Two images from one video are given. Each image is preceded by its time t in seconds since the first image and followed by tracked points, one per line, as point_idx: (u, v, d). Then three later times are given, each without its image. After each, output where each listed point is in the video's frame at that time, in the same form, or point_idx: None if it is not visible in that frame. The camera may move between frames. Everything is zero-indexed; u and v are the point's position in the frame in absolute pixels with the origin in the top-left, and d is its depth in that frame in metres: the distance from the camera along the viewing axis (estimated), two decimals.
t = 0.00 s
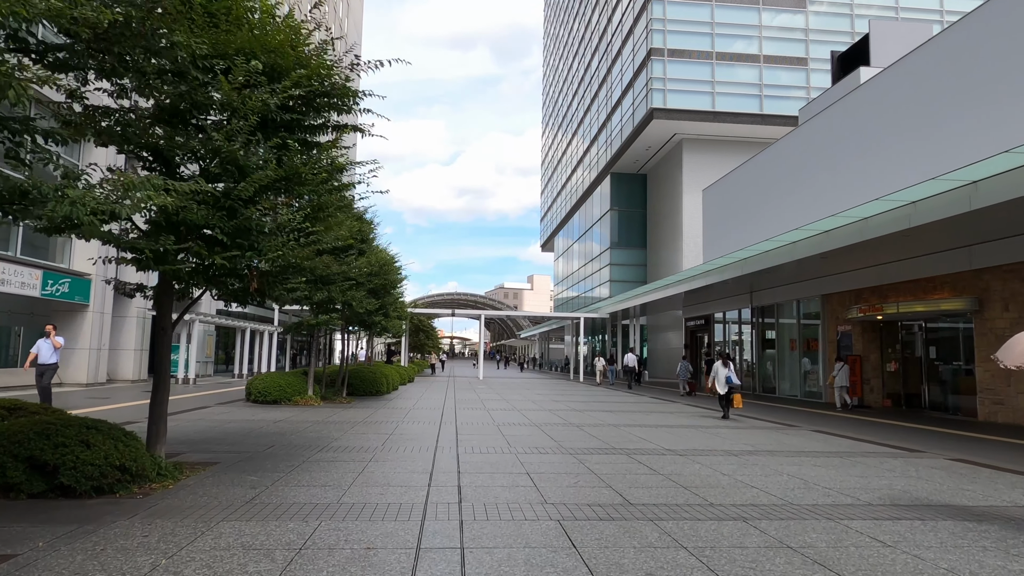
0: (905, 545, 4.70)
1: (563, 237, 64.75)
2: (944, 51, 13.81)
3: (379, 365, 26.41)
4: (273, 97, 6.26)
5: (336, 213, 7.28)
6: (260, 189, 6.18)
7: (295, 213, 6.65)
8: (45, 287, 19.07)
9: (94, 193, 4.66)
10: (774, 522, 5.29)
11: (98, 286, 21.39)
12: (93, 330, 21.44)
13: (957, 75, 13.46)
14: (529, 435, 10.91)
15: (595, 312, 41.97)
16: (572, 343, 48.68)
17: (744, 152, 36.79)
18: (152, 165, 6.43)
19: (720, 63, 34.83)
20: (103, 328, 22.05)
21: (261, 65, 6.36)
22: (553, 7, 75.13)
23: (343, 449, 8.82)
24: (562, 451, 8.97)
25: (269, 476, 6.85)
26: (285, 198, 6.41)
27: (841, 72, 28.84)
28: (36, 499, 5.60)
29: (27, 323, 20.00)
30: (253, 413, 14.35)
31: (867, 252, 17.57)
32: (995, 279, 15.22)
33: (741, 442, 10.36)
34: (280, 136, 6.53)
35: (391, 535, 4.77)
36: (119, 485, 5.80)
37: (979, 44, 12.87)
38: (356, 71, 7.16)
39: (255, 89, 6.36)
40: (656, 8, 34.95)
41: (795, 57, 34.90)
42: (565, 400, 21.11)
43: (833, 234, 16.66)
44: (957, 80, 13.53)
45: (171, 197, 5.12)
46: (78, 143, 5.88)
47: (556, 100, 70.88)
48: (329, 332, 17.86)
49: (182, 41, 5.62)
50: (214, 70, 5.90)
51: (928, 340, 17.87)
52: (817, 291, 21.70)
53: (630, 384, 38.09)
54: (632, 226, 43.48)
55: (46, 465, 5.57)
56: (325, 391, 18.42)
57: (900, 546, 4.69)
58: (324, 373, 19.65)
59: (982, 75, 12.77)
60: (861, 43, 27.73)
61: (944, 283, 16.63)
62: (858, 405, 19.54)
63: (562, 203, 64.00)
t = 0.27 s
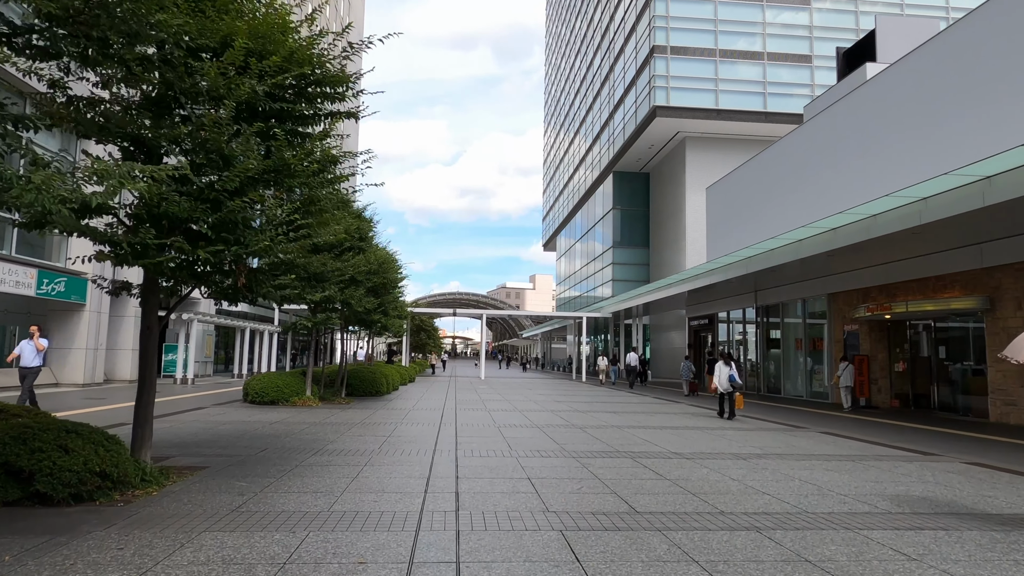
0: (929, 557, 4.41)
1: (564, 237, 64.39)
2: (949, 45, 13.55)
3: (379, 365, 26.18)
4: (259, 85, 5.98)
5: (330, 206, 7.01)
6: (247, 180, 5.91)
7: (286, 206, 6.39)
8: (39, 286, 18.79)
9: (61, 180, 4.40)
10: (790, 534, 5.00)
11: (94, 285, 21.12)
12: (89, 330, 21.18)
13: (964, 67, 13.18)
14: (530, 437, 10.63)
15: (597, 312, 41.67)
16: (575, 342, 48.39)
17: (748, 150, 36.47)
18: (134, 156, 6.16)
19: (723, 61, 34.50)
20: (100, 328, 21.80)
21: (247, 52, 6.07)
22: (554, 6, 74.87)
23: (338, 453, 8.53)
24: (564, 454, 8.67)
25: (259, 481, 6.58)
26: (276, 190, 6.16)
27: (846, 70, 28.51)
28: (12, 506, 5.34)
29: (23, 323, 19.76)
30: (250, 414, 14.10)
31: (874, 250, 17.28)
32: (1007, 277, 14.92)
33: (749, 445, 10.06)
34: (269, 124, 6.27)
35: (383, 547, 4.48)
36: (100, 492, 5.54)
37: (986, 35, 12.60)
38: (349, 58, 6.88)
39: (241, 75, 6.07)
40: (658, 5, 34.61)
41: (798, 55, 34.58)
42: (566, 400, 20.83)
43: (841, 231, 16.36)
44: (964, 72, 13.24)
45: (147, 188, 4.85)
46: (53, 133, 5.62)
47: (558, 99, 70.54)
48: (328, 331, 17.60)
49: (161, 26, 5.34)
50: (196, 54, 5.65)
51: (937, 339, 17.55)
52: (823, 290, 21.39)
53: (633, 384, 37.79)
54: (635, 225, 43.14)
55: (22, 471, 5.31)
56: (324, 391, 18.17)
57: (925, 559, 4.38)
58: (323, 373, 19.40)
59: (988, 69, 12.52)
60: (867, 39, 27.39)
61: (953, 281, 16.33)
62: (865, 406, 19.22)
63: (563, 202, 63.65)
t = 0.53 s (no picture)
0: (969, 572, 4.09)
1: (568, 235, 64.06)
2: (965, 35, 13.12)
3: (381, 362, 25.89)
4: (249, 69, 5.63)
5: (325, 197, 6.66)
6: (234, 166, 5.59)
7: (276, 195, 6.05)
8: (36, 283, 18.54)
9: (27, 162, 4.11)
10: (814, 544, 4.67)
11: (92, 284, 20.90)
12: (88, 327, 20.93)
13: (979, 56, 12.78)
14: (535, 437, 10.31)
15: (601, 310, 41.33)
16: (579, 340, 48.06)
17: (754, 147, 36.07)
18: (118, 142, 5.85)
19: (729, 56, 34.09)
20: (98, 326, 21.53)
21: (236, 32, 5.71)
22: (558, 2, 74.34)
23: (335, 454, 8.21)
24: (570, 456, 8.34)
25: (250, 485, 6.26)
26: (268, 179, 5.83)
27: (855, 65, 28.11)
28: None
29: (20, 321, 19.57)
30: (248, 413, 13.83)
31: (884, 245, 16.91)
32: None
33: (762, 447, 9.71)
34: (260, 109, 5.93)
35: (379, 558, 4.17)
36: (81, 497, 5.24)
37: (1003, 23, 12.20)
38: (346, 41, 6.51)
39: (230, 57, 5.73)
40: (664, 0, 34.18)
41: (805, 50, 34.17)
42: (571, 400, 20.53)
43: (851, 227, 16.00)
44: (979, 63, 12.84)
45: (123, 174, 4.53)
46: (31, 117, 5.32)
47: (562, 96, 70.09)
48: (328, 329, 17.33)
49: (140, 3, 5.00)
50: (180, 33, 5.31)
51: (951, 338, 17.18)
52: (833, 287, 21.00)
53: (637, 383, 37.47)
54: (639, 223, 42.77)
55: None
56: (324, 390, 17.89)
57: (964, 574, 4.06)
58: (324, 371, 19.12)
59: (1005, 60, 12.10)
60: (876, 34, 26.98)
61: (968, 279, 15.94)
62: (876, 405, 18.84)
63: (567, 200, 63.31)
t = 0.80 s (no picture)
0: None
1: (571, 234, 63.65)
2: (978, 27, 12.71)
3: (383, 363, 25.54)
4: (236, 53, 5.28)
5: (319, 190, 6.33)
6: (220, 156, 5.26)
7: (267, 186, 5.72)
8: (32, 283, 18.26)
9: None
10: (840, 563, 4.32)
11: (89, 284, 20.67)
12: (86, 327, 20.64)
13: (991, 48, 12.40)
14: (539, 441, 9.96)
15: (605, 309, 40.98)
16: (582, 340, 47.71)
17: (759, 145, 35.66)
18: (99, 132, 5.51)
19: (734, 54, 33.69)
20: (96, 326, 21.24)
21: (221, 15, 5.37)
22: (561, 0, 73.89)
23: (331, 460, 7.87)
24: (575, 461, 8.00)
25: (239, 495, 5.93)
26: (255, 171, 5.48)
27: (862, 61, 27.69)
28: None
29: (16, 322, 19.33)
30: (245, 415, 13.54)
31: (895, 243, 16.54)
32: None
33: (774, 451, 9.36)
34: (247, 96, 5.58)
35: None
36: (58, 509, 4.96)
37: (1017, 15, 11.80)
38: (340, 26, 6.15)
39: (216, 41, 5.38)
40: None
41: (811, 47, 33.74)
42: (575, 401, 20.18)
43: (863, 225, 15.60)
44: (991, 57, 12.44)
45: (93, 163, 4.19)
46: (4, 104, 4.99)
47: (565, 94, 69.65)
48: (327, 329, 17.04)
49: None
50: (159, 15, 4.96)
51: (964, 338, 16.80)
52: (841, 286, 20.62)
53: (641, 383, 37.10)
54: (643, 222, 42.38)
55: None
56: (325, 391, 17.57)
57: None
58: (324, 372, 18.79)
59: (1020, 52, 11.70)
60: (883, 29, 26.56)
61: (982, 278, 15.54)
62: (886, 407, 18.46)
63: (570, 199, 62.91)
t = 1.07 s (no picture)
0: None
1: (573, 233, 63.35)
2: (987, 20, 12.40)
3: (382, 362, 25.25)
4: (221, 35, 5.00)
5: (312, 180, 6.06)
6: (204, 143, 4.97)
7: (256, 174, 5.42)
8: (26, 282, 18.00)
9: None
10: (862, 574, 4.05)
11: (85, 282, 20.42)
12: (82, 327, 20.39)
13: (1001, 39, 12.10)
14: (541, 443, 9.67)
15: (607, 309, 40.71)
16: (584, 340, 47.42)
17: (762, 143, 35.35)
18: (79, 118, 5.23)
19: (737, 51, 33.40)
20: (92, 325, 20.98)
21: None
22: None
23: (325, 462, 7.60)
24: (578, 464, 7.72)
25: (227, 499, 5.66)
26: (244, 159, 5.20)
27: (867, 58, 27.38)
28: None
29: (11, 321, 19.08)
30: (241, 415, 13.27)
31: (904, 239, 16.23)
32: None
33: (783, 453, 9.08)
34: (234, 81, 5.31)
35: None
36: (33, 514, 4.72)
37: None
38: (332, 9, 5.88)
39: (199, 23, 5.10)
40: None
41: (815, 45, 33.44)
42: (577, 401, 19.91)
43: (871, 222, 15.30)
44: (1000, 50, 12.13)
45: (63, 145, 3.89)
46: None
47: (567, 93, 69.37)
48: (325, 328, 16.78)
49: None
50: None
51: (973, 338, 16.51)
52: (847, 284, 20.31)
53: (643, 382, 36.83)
54: (645, 221, 42.07)
55: None
56: (323, 391, 17.30)
57: None
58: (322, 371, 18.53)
59: None
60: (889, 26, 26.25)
61: (993, 275, 15.23)
62: (894, 407, 18.18)
63: (571, 198, 62.63)
